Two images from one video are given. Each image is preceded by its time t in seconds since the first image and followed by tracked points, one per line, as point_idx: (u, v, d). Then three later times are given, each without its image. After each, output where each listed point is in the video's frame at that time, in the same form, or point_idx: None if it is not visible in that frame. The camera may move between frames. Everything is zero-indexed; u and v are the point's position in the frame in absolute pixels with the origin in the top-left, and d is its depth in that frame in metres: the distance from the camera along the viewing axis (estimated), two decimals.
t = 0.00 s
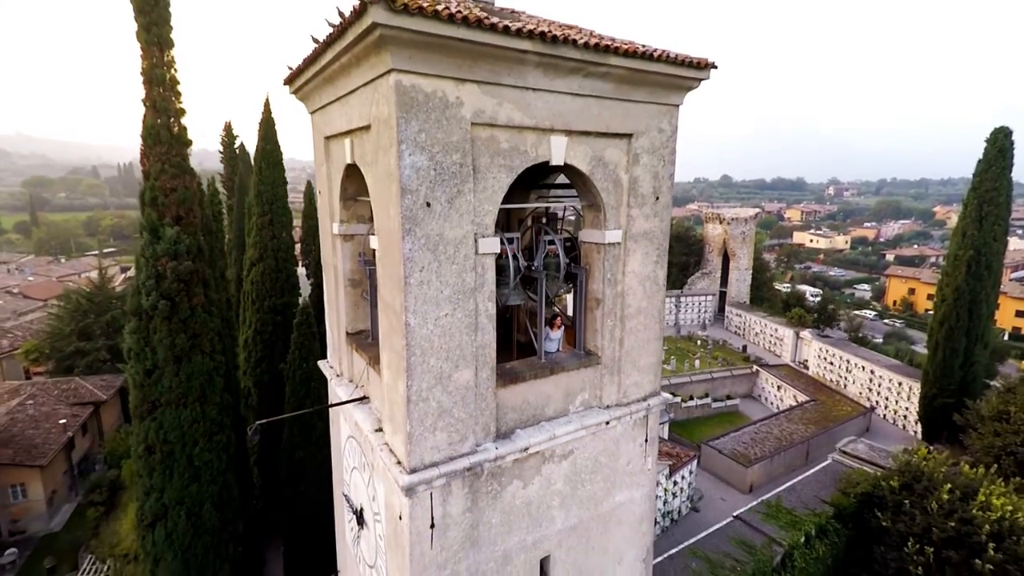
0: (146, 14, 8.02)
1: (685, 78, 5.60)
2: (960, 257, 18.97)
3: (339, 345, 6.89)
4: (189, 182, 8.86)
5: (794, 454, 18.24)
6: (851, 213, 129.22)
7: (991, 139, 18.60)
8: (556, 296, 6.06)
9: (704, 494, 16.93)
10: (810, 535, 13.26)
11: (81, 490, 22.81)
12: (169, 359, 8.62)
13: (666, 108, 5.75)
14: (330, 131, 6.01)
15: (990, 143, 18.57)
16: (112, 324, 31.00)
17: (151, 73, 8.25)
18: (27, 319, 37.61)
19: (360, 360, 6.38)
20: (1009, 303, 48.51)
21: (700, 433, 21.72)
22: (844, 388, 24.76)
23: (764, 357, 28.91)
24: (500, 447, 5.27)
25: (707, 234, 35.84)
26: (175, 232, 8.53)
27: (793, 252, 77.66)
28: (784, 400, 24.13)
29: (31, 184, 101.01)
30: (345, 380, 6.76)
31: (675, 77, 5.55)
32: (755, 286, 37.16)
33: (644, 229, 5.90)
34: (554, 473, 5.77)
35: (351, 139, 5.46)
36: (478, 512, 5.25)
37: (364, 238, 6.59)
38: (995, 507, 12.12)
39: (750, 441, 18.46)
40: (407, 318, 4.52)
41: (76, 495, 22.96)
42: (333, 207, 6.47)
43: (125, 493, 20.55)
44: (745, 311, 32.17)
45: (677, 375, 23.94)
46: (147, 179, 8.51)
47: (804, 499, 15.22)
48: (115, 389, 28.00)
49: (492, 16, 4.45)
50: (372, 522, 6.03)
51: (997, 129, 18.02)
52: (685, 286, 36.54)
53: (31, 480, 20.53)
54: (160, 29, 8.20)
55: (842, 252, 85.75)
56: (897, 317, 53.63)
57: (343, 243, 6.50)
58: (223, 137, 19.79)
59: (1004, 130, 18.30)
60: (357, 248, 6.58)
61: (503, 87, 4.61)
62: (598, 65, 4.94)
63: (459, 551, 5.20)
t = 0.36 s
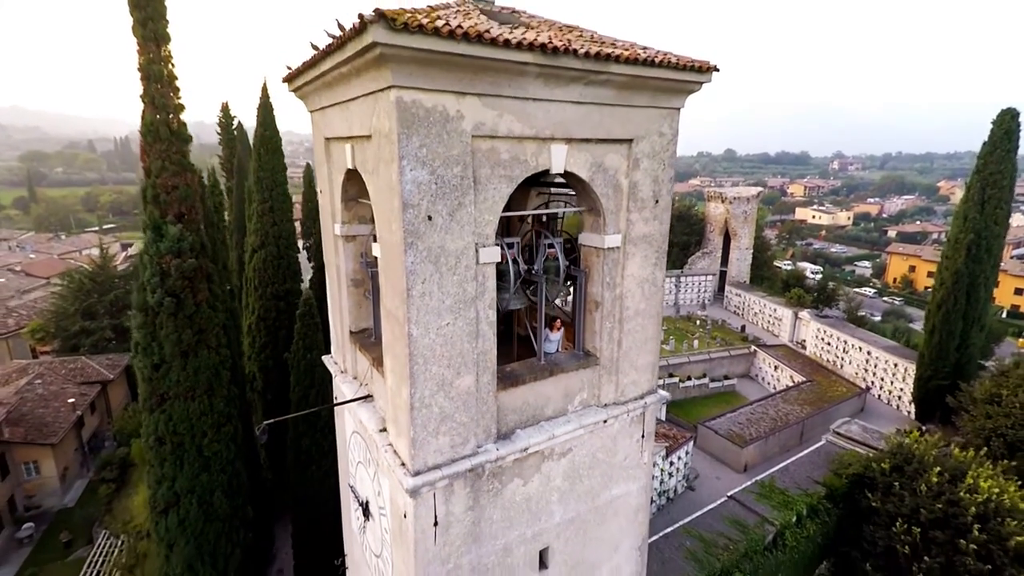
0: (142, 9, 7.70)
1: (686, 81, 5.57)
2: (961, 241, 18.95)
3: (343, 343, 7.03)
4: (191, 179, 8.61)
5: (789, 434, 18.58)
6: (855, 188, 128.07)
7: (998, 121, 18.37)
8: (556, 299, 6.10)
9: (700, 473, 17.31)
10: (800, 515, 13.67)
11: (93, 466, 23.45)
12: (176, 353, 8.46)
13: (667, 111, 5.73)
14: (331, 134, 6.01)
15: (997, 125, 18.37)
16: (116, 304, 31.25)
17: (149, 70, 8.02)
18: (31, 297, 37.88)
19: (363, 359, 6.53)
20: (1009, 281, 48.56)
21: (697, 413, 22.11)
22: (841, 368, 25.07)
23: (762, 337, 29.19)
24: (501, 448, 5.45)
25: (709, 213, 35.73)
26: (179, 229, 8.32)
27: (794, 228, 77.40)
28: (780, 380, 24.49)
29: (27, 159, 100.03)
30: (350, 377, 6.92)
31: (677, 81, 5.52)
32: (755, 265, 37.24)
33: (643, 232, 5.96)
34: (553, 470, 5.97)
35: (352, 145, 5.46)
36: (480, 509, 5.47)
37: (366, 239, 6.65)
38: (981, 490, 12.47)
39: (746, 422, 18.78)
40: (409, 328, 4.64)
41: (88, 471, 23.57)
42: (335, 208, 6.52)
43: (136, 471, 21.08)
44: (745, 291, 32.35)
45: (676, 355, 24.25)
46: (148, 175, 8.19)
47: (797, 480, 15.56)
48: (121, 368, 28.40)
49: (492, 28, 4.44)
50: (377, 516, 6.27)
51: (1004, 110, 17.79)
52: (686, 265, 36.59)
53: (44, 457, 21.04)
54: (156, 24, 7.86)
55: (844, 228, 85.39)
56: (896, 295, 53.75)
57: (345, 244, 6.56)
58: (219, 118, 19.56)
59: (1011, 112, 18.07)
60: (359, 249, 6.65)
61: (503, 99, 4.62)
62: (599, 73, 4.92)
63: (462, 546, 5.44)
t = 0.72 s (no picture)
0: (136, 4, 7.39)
1: (687, 87, 5.57)
2: (961, 224, 18.93)
3: (347, 340, 7.17)
4: (193, 176, 8.18)
5: (785, 414, 18.89)
6: (859, 162, 126.63)
7: (1004, 101, 18.15)
8: (556, 301, 6.22)
9: (695, 453, 17.65)
10: (792, 494, 14.07)
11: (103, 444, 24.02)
12: (183, 348, 8.19)
13: (667, 116, 5.74)
14: (331, 137, 6.01)
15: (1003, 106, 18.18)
16: (119, 283, 31.44)
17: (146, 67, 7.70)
18: (33, 276, 38.09)
19: (367, 358, 6.68)
20: (1009, 258, 48.55)
21: (694, 393, 22.47)
22: (838, 348, 25.35)
23: (760, 317, 29.45)
24: (501, 448, 5.66)
25: (711, 192, 35.60)
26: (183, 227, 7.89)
27: (796, 204, 76.96)
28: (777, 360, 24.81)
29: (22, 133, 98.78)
30: (354, 373, 7.10)
31: (677, 86, 5.50)
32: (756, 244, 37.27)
33: (642, 236, 6.03)
34: (552, 466, 6.18)
35: (353, 151, 5.47)
36: (481, 505, 5.70)
37: (368, 239, 6.72)
38: (969, 472, 12.75)
39: (742, 403, 19.08)
40: (412, 338, 4.76)
41: (99, 447, 24.14)
42: (337, 209, 6.56)
43: (145, 449, 21.58)
44: (744, 270, 32.50)
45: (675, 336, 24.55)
46: (148, 173, 7.77)
47: (790, 461, 15.93)
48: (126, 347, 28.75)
49: (492, 43, 4.45)
50: (383, 508, 6.52)
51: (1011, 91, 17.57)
52: (687, 244, 36.62)
53: (55, 436, 21.53)
54: (152, 19, 7.20)
55: (846, 203, 84.87)
56: (896, 272, 53.82)
57: (348, 244, 6.63)
58: (216, 98, 19.30)
59: (1018, 93, 17.86)
60: (361, 249, 6.72)
61: (503, 110, 4.64)
62: (599, 82, 4.92)
63: (464, 540, 5.69)
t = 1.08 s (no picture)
0: None
1: (687, 94, 5.58)
2: (963, 208, 18.89)
3: (350, 338, 7.31)
4: (195, 175, 8.16)
5: (780, 396, 19.17)
6: (864, 137, 124.90)
7: (1011, 84, 17.89)
8: (555, 304, 6.30)
9: (691, 434, 17.96)
10: (785, 476, 14.45)
11: (111, 422, 24.50)
12: (190, 344, 8.32)
13: (667, 122, 5.76)
14: (331, 142, 6.03)
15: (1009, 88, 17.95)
16: (121, 264, 31.58)
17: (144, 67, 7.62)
18: (35, 255, 38.22)
19: (369, 358, 6.83)
20: (1010, 237, 48.45)
21: (692, 374, 22.77)
22: (835, 330, 25.58)
23: (760, 298, 29.62)
24: (501, 448, 5.86)
25: (713, 172, 35.37)
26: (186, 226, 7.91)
27: (799, 181, 76.31)
28: (775, 342, 25.08)
29: (16, 106, 97.37)
30: (357, 371, 7.27)
31: (676, 94, 5.52)
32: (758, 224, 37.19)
33: (640, 241, 6.11)
34: (550, 464, 6.40)
35: (353, 160, 5.50)
36: (482, 501, 5.94)
37: (369, 241, 6.79)
38: (958, 456, 13.03)
39: (739, 385, 19.35)
40: (414, 348, 4.90)
41: (108, 426, 24.67)
42: (338, 212, 6.63)
43: (153, 428, 22.05)
44: (745, 251, 32.55)
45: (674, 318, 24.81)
46: (151, 173, 7.75)
47: (784, 443, 16.29)
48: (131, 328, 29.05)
49: (492, 59, 4.49)
50: (387, 501, 6.78)
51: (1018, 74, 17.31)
52: (688, 225, 36.56)
53: (65, 415, 21.98)
54: (149, 17, 7.07)
55: (850, 180, 84.12)
56: (897, 250, 53.72)
57: (349, 247, 6.71)
58: (213, 80, 19.07)
59: None
60: (362, 251, 6.79)
61: (502, 126, 4.68)
62: (598, 94, 4.95)
63: (465, 534, 5.95)
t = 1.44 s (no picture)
0: None
1: (686, 102, 5.67)
2: (964, 192, 18.90)
3: (356, 333, 7.54)
4: (200, 172, 8.16)
5: (776, 377, 19.52)
6: (871, 111, 122.83)
7: (1018, 65, 17.66)
8: (554, 305, 6.50)
9: (688, 414, 18.33)
10: (777, 457, 14.88)
11: (121, 401, 25.05)
12: (200, 338, 8.53)
13: (665, 128, 5.86)
14: (336, 146, 6.13)
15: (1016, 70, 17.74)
16: (123, 244, 31.72)
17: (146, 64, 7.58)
18: (37, 235, 38.35)
19: (375, 354, 7.07)
20: (1013, 215, 48.26)
21: (690, 355, 23.11)
22: (833, 311, 25.82)
23: (759, 279, 29.82)
24: (503, 443, 6.15)
25: (715, 151, 35.09)
26: (193, 224, 8.02)
27: (803, 157, 75.53)
28: (772, 323, 25.38)
29: (8, 80, 95.81)
30: (364, 365, 7.52)
31: (674, 102, 5.61)
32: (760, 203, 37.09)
33: (637, 243, 6.27)
34: (550, 456, 6.70)
35: (358, 167, 5.63)
36: (484, 492, 6.26)
37: (373, 241, 6.96)
38: (946, 439, 13.36)
39: (735, 367, 19.66)
40: (419, 352, 5.13)
41: (118, 405, 25.23)
42: (343, 212, 6.78)
43: (163, 408, 22.59)
44: (745, 232, 32.62)
45: (673, 300, 25.08)
46: (156, 172, 7.79)
47: (778, 424, 16.70)
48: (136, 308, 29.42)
49: (494, 77, 4.61)
50: (394, 490, 7.11)
51: None
52: (689, 204, 36.47)
53: (76, 395, 22.46)
54: (150, 16, 7.04)
55: (854, 155, 83.19)
56: (899, 228, 53.57)
57: (354, 246, 6.87)
58: (209, 60, 18.84)
59: None
60: (367, 251, 6.97)
61: (503, 139, 4.81)
62: (597, 105, 5.05)
63: (469, 522, 6.29)
